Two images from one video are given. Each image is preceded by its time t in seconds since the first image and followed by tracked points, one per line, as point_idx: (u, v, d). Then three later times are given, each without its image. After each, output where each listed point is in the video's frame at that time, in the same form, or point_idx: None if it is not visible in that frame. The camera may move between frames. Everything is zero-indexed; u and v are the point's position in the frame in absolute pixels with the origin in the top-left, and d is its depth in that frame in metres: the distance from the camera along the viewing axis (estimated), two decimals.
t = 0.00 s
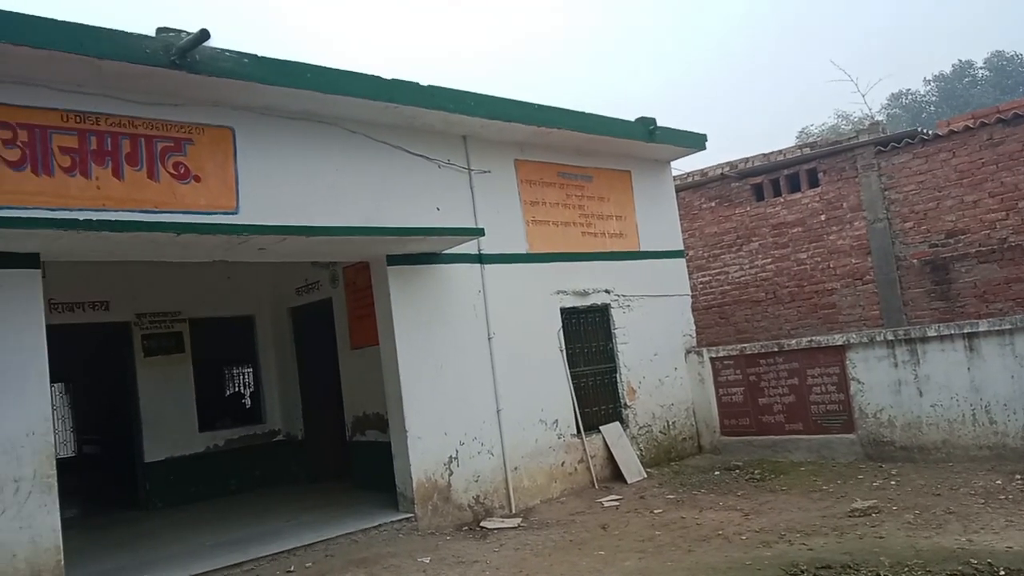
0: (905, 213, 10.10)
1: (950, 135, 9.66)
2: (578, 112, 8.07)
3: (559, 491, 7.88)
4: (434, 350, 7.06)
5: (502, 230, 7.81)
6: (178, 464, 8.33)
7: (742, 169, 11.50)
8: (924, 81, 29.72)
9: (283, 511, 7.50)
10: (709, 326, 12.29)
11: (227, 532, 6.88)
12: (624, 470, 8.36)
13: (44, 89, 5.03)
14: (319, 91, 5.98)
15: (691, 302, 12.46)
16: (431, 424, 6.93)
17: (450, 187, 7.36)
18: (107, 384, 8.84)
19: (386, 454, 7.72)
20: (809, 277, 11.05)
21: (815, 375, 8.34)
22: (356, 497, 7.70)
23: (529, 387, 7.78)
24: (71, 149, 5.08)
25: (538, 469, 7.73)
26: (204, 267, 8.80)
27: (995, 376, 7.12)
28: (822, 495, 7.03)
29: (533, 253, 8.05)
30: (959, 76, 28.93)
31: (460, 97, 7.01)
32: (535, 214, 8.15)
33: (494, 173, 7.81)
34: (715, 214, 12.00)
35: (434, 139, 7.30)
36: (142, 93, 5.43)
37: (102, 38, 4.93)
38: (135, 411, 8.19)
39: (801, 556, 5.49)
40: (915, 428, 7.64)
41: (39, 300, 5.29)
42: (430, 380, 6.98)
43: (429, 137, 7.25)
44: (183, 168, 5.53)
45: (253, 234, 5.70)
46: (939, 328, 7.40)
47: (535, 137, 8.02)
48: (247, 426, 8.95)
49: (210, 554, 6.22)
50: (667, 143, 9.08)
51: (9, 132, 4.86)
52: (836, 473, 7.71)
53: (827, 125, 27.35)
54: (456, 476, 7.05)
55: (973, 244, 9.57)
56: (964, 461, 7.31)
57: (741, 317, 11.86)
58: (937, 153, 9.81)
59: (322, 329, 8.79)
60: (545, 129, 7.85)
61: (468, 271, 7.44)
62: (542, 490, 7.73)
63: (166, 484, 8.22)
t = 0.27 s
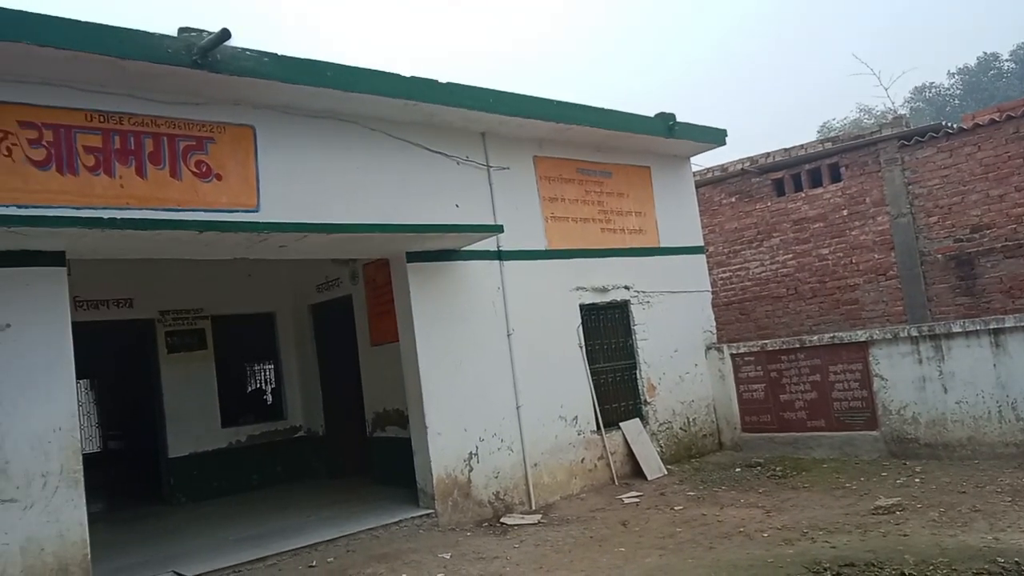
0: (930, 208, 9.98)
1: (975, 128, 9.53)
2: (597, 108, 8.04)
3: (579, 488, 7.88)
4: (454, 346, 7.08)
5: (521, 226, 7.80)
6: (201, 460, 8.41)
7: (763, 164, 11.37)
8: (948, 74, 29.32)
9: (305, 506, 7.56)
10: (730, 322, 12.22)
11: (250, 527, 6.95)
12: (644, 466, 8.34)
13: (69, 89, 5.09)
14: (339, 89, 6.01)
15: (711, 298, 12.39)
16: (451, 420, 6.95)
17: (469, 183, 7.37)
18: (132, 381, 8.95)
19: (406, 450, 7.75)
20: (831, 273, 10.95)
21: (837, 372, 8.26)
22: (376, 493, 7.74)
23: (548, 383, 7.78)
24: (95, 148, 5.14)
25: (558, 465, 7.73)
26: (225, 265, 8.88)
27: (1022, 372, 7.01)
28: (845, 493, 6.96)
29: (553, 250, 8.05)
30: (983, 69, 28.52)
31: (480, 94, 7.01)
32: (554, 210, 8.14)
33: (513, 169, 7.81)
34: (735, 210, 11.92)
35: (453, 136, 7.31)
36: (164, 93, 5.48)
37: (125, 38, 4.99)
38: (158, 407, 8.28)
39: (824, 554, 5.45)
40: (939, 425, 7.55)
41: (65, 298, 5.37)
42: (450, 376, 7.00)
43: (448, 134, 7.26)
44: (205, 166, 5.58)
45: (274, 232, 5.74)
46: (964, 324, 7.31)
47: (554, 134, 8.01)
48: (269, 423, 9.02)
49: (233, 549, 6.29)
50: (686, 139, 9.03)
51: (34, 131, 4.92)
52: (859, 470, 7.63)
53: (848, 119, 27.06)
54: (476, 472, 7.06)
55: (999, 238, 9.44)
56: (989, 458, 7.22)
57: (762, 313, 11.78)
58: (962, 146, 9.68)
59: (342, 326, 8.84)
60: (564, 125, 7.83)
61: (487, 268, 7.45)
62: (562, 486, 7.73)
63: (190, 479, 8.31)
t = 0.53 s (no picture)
0: (962, 202, 9.81)
1: (1009, 120, 9.33)
2: (622, 104, 8.00)
3: (605, 485, 7.86)
4: (479, 343, 7.09)
5: (546, 223, 7.79)
6: (230, 456, 8.52)
7: (790, 159, 11.27)
8: (981, 65, 28.75)
9: (331, 502, 7.63)
10: (757, 318, 12.11)
11: (278, 523, 7.03)
12: (670, 464, 8.30)
13: (100, 91, 5.18)
14: (364, 88, 6.03)
15: (738, 295, 12.29)
16: (476, 417, 6.97)
17: (493, 181, 7.37)
18: (161, 378, 9.09)
19: (432, 447, 7.79)
20: (860, 268, 10.80)
21: (867, 369, 8.15)
22: (402, 489, 7.79)
23: (574, 380, 7.77)
24: (126, 149, 5.22)
25: (583, 463, 7.72)
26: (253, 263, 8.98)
27: None
28: (875, 491, 6.87)
29: (577, 247, 8.02)
30: (1018, 59, 27.94)
31: (504, 91, 7.00)
32: (579, 207, 8.11)
33: (537, 166, 7.80)
34: (762, 205, 11.80)
35: (477, 134, 7.31)
36: (193, 94, 5.55)
37: (155, 40, 5.05)
38: (188, 404, 8.40)
39: (853, 553, 5.38)
40: (972, 423, 7.42)
41: (98, 298, 5.46)
42: (475, 373, 7.02)
43: (472, 132, 7.26)
44: (233, 166, 5.64)
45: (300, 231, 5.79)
46: (998, 320, 7.16)
47: (578, 130, 7.98)
48: (296, 419, 9.11)
49: (261, 545, 6.36)
50: (712, 134, 8.94)
51: (67, 133, 5.01)
52: (890, 468, 7.53)
53: (878, 112, 26.63)
54: (501, 469, 7.08)
55: None
56: None
57: (790, 310, 11.66)
58: (995, 139, 9.48)
59: (368, 323, 8.90)
60: (589, 122, 7.79)
61: (512, 265, 7.45)
62: (587, 484, 7.72)
63: (219, 475, 8.42)
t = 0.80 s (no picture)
0: (981, 195, 9.70)
1: None
2: (637, 98, 7.95)
3: (620, 482, 7.85)
4: (494, 340, 7.09)
5: (560, 219, 7.77)
6: (246, 452, 8.58)
7: (807, 153, 11.17)
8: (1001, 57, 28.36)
9: (347, 499, 7.66)
10: (773, 314, 12.04)
11: (294, 519, 7.07)
12: (686, 461, 8.27)
13: (117, 90, 5.21)
14: (378, 85, 6.03)
15: (754, 290, 12.23)
16: (491, 413, 6.97)
17: (507, 177, 7.35)
18: (179, 375, 9.16)
19: (447, 444, 7.81)
20: (878, 263, 10.70)
21: (885, 365, 8.08)
22: (418, 486, 7.82)
23: (589, 377, 7.75)
24: (143, 148, 5.25)
25: (599, 459, 7.71)
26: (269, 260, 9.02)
27: None
28: (894, 488, 6.82)
29: (592, 243, 8.00)
30: None
31: (518, 87, 6.98)
32: (594, 203, 8.08)
33: (552, 162, 7.77)
34: (778, 200, 11.71)
35: (492, 130, 7.29)
36: (209, 92, 5.58)
37: (170, 39, 5.07)
38: (205, 400, 8.46)
39: (871, 550, 5.34)
40: (992, 419, 7.35)
41: (116, 296, 5.50)
42: (490, 370, 7.02)
43: (486, 128, 7.25)
44: (249, 164, 5.66)
45: (316, 228, 5.81)
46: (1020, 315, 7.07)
47: (593, 125, 7.94)
48: (312, 416, 9.15)
49: (278, 541, 6.40)
50: (727, 128, 8.88)
51: (85, 132, 5.05)
52: (908, 465, 7.46)
53: (896, 105, 26.36)
54: (516, 465, 7.08)
55: None
56: None
57: (806, 305, 11.59)
58: (1016, 131, 9.36)
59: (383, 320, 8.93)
60: (603, 117, 7.76)
61: (526, 262, 7.44)
62: (603, 480, 7.71)
63: (236, 471, 8.48)
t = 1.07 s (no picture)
0: (1004, 192, 9.59)
1: None
2: (653, 97, 7.92)
3: (638, 481, 7.83)
4: (511, 339, 7.09)
5: (577, 218, 7.76)
6: (265, 451, 8.64)
7: (826, 150, 11.08)
8: None
9: (366, 497, 7.70)
10: (792, 312, 11.98)
11: (313, 517, 7.12)
12: (704, 460, 8.24)
13: (137, 92, 5.27)
14: (395, 85, 6.05)
15: (773, 289, 12.18)
16: (509, 412, 6.97)
17: (524, 176, 7.35)
18: (199, 374, 9.25)
19: (465, 443, 7.82)
20: (899, 261, 10.60)
21: (906, 364, 8.00)
22: (436, 485, 7.84)
23: (606, 376, 7.74)
24: (163, 149, 5.31)
25: (616, 458, 7.70)
26: (287, 260, 9.08)
27: None
28: (916, 488, 6.75)
29: (609, 242, 7.98)
30: None
31: (535, 86, 6.97)
32: (611, 201, 8.07)
33: (569, 161, 7.77)
34: (797, 197, 11.64)
35: (508, 129, 7.29)
36: (227, 93, 5.62)
37: (189, 41, 5.12)
38: (224, 400, 8.53)
39: (893, 551, 5.29)
40: (1016, 419, 7.25)
41: (137, 296, 5.56)
42: (507, 369, 7.03)
43: (503, 127, 7.25)
44: (267, 164, 5.70)
45: (334, 228, 5.84)
46: None
47: (610, 124, 7.93)
48: (330, 415, 9.20)
49: (297, 539, 6.44)
50: (745, 126, 8.83)
51: (106, 134, 5.11)
52: (930, 465, 7.39)
53: (916, 101, 26.10)
54: (534, 464, 7.08)
55: None
56: None
57: (825, 304, 11.51)
58: None
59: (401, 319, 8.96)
60: (620, 115, 7.74)
61: (543, 261, 7.43)
62: (621, 480, 7.70)
63: (256, 470, 8.54)
